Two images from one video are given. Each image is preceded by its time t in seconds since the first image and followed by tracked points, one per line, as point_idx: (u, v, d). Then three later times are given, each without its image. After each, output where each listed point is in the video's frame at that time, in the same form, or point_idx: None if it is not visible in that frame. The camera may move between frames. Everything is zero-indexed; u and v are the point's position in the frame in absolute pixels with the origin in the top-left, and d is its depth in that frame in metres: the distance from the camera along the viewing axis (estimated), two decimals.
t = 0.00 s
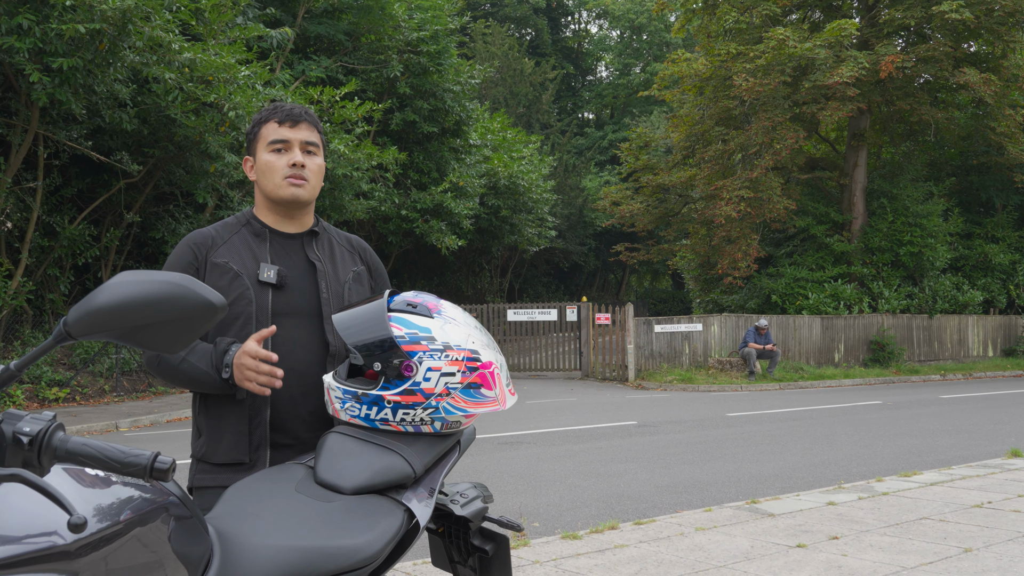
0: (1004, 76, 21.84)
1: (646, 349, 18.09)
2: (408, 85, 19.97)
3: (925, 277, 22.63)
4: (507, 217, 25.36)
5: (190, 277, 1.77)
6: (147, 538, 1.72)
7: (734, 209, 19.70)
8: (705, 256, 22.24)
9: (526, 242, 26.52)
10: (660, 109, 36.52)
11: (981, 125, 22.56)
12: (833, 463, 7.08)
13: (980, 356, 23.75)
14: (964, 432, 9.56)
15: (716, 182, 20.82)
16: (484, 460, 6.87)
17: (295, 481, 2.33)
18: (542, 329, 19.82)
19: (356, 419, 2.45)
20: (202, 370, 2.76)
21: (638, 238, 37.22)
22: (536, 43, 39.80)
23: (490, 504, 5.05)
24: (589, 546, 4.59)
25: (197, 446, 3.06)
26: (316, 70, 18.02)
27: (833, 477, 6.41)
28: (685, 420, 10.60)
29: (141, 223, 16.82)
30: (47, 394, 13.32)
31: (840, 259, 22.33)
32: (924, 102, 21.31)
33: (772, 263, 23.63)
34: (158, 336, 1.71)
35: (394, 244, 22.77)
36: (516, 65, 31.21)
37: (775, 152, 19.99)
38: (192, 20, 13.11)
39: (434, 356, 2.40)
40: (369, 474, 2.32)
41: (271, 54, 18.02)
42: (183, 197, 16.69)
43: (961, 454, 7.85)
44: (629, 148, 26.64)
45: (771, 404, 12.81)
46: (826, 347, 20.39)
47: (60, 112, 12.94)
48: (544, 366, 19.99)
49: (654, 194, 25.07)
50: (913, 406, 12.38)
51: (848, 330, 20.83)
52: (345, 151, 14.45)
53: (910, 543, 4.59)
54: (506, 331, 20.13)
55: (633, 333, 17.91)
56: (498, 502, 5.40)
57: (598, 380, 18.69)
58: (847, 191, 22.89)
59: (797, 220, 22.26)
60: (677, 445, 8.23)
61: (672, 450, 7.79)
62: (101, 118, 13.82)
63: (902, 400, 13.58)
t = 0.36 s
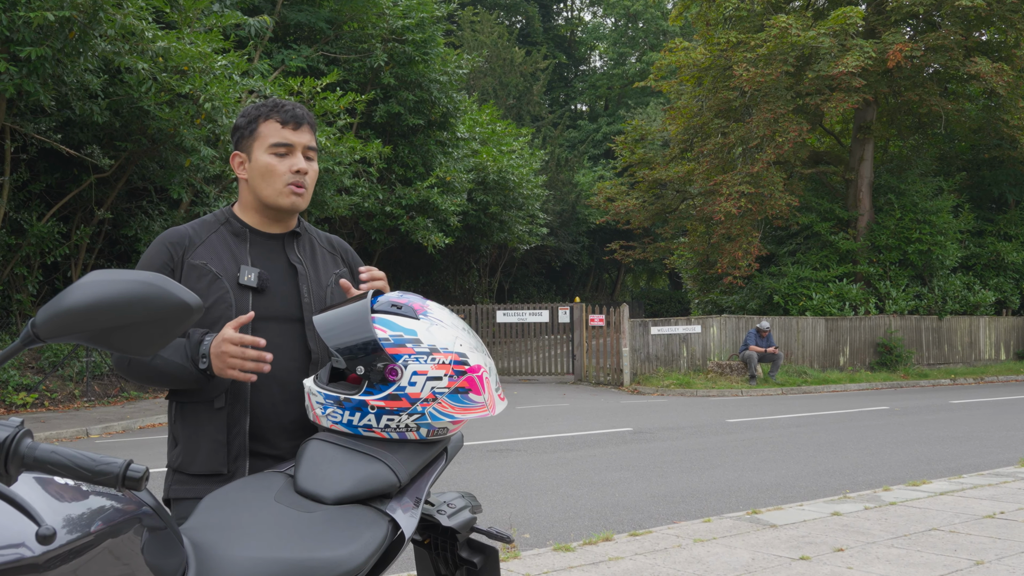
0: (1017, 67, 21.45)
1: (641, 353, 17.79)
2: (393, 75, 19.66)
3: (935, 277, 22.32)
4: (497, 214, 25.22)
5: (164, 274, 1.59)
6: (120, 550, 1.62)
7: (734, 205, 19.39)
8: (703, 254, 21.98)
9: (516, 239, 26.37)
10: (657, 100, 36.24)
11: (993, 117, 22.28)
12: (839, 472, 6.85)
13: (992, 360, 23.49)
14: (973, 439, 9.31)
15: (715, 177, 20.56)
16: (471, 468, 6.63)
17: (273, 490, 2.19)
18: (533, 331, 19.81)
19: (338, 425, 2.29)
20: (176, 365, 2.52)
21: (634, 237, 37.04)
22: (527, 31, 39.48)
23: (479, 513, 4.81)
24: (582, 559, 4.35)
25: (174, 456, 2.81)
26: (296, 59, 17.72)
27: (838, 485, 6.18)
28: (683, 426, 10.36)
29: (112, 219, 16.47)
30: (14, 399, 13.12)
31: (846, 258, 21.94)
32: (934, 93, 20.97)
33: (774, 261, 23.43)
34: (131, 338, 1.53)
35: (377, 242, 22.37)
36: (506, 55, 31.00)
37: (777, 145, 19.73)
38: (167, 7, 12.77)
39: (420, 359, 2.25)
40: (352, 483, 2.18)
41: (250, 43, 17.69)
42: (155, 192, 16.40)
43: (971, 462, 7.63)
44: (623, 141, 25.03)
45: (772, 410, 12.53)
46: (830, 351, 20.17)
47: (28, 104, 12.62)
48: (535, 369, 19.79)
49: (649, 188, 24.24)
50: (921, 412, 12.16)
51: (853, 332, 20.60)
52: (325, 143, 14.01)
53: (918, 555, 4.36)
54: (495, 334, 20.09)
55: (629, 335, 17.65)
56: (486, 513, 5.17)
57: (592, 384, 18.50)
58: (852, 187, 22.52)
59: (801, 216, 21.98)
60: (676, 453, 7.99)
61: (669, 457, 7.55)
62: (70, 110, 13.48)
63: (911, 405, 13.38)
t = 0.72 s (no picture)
0: None
1: (638, 357, 17.24)
2: (368, 57, 18.42)
3: (956, 277, 21.79)
4: (480, 208, 24.41)
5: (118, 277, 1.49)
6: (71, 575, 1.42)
7: (739, 197, 18.84)
8: (704, 251, 21.52)
9: (501, 235, 25.73)
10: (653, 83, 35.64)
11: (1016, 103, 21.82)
12: (851, 488, 6.47)
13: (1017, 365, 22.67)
14: (999, 452, 8.92)
15: (717, 168, 20.06)
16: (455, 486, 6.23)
17: (235, 509, 1.90)
18: (520, 335, 19.27)
19: (307, 437, 2.01)
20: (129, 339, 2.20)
21: (628, 233, 36.64)
22: (514, 11, 38.64)
23: (461, 533, 4.45)
24: None
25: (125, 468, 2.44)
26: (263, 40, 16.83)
27: (852, 503, 5.79)
28: (682, 439, 9.96)
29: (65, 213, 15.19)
30: None
31: (860, 255, 21.39)
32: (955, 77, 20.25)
33: (781, 259, 22.99)
34: (80, 342, 1.42)
35: (352, 241, 21.38)
36: (491, 36, 30.19)
37: (785, 133, 19.12)
38: None
39: (398, 365, 1.97)
40: (323, 499, 1.89)
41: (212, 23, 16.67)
42: (112, 184, 15.48)
43: (995, 477, 7.26)
44: (618, 129, 24.69)
45: (788, 420, 12.08)
46: (842, 356, 19.64)
47: None
48: (524, 377, 19.18)
49: (647, 182, 23.89)
50: (941, 423, 11.75)
51: (866, 336, 20.03)
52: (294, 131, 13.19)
53: None
54: (478, 337, 19.52)
55: (624, 339, 17.09)
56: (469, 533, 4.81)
57: (584, 392, 17.86)
58: (867, 177, 21.93)
59: (810, 210, 21.47)
60: (677, 467, 7.61)
61: (669, 473, 7.13)
62: (17, 95, 12.54)
63: (932, 415, 12.99)
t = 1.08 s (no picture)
0: None
1: (618, 363, 16.14)
2: (334, 43, 16.63)
3: (956, 276, 20.79)
4: (451, 203, 22.55)
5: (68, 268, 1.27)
6: None
7: (726, 191, 17.70)
8: (689, 248, 20.24)
9: (474, 232, 24.00)
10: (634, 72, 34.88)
11: None
12: (845, 498, 6.29)
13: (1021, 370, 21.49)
14: (1002, 462, 8.64)
15: (704, 161, 18.76)
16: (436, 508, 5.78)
17: (193, 520, 1.81)
18: (495, 338, 17.75)
19: (270, 446, 1.91)
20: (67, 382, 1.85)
21: (607, 229, 36.17)
22: None
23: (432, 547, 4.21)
24: None
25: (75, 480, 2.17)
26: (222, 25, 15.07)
27: (847, 516, 5.58)
28: (666, 448, 9.66)
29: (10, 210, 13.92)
30: None
31: (854, 253, 20.23)
32: (955, 65, 18.84)
33: (771, 256, 21.92)
34: (26, 347, 1.23)
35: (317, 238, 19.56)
36: (462, 21, 29.34)
37: (775, 124, 17.88)
38: None
39: (365, 370, 1.87)
40: (286, 513, 1.81)
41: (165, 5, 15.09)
42: (61, 176, 13.99)
43: (998, 488, 7.07)
44: (598, 120, 23.48)
45: (780, 429, 11.61)
46: (834, 361, 18.69)
47: None
48: (497, 382, 17.88)
49: (629, 174, 22.50)
50: (942, 431, 11.41)
51: (861, 339, 19.07)
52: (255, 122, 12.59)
53: None
54: (451, 340, 18.16)
55: (603, 343, 15.93)
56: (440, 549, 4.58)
57: (562, 399, 16.72)
58: (860, 171, 20.54)
59: (801, 205, 20.17)
60: (661, 476, 7.42)
61: (653, 482, 6.97)
62: None
63: (931, 423, 12.50)
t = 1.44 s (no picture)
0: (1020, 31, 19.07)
1: (582, 363, 16.03)
2: (294, 40, 16.37)
3: (924, 276, 20.43)
4: (414, 201, 22.20)
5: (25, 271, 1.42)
6: None
7: (691, 190, 17.27)
8: (654, 248, 19.98)
9: (436, 231, 23.55)
10: (601, 70, 34.89)
11: (991, 90, 19.74)
12: (811, 503, 6.70)
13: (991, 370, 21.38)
14: (971, 464, 8.66)
15: (668, 159, 18.46)
16: (405, 535, 5.55)
17: (152, 524, 1.76)
18: (458, 339, 17.59)
19: (229, 447, 1.85)
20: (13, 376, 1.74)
21: (573, 228, 36.21)
22: None
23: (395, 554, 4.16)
24: None
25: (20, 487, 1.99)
26: (180, 22, 15.08)
27: (812, 519, 6.10)
28: (628, 450, 9.61)
29: None
30: None
31: (821, 253, 19.82)
32: (923, 62, 18.51)
33: (736, 256, 21.43)
34: None
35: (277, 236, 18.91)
36: (424, 17, 29.03)
37: (741, 121, 17.62)
38: None
39: (325, 371, 1.81)
40: (247, 516, 1.76)
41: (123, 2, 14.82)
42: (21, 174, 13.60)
43: (966, 491, 7.23)
44: (561, 117, 23.07)
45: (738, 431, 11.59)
46: (802, 361, 18.35)
47: None
48: (459, 384, 17.64)
49: (594, 173, 22.33)
50: (910, 432, 11.40)
51: (829, 339, 18.72)
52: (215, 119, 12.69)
53: None
54: (412, 341, 17.95)
55: (568, 343, 15.82)
56: (405, 551, 5.16)
57: (525, 400, 16.66)
58: (827, 169, 20.18)
59: (767, 204, 19.75)
60: (624, 480, 7.70)
61: (616, 487, 7.35)
62: None
63: (895, 426, 12.40)
